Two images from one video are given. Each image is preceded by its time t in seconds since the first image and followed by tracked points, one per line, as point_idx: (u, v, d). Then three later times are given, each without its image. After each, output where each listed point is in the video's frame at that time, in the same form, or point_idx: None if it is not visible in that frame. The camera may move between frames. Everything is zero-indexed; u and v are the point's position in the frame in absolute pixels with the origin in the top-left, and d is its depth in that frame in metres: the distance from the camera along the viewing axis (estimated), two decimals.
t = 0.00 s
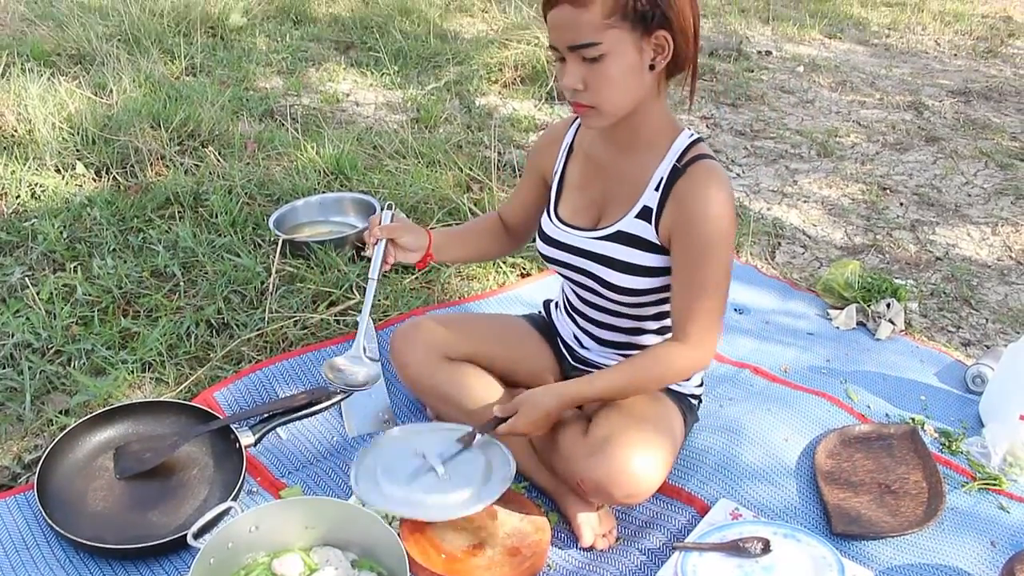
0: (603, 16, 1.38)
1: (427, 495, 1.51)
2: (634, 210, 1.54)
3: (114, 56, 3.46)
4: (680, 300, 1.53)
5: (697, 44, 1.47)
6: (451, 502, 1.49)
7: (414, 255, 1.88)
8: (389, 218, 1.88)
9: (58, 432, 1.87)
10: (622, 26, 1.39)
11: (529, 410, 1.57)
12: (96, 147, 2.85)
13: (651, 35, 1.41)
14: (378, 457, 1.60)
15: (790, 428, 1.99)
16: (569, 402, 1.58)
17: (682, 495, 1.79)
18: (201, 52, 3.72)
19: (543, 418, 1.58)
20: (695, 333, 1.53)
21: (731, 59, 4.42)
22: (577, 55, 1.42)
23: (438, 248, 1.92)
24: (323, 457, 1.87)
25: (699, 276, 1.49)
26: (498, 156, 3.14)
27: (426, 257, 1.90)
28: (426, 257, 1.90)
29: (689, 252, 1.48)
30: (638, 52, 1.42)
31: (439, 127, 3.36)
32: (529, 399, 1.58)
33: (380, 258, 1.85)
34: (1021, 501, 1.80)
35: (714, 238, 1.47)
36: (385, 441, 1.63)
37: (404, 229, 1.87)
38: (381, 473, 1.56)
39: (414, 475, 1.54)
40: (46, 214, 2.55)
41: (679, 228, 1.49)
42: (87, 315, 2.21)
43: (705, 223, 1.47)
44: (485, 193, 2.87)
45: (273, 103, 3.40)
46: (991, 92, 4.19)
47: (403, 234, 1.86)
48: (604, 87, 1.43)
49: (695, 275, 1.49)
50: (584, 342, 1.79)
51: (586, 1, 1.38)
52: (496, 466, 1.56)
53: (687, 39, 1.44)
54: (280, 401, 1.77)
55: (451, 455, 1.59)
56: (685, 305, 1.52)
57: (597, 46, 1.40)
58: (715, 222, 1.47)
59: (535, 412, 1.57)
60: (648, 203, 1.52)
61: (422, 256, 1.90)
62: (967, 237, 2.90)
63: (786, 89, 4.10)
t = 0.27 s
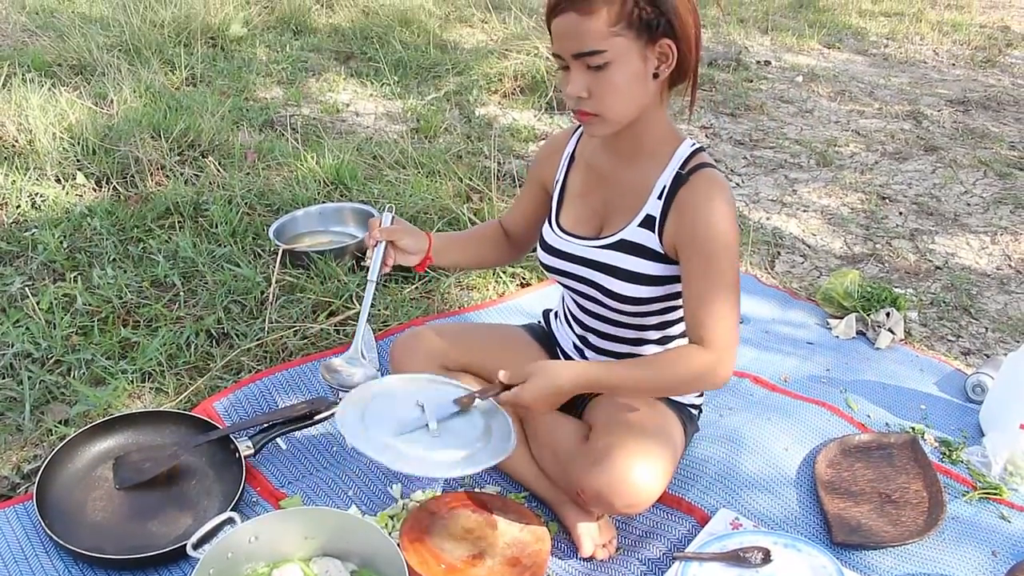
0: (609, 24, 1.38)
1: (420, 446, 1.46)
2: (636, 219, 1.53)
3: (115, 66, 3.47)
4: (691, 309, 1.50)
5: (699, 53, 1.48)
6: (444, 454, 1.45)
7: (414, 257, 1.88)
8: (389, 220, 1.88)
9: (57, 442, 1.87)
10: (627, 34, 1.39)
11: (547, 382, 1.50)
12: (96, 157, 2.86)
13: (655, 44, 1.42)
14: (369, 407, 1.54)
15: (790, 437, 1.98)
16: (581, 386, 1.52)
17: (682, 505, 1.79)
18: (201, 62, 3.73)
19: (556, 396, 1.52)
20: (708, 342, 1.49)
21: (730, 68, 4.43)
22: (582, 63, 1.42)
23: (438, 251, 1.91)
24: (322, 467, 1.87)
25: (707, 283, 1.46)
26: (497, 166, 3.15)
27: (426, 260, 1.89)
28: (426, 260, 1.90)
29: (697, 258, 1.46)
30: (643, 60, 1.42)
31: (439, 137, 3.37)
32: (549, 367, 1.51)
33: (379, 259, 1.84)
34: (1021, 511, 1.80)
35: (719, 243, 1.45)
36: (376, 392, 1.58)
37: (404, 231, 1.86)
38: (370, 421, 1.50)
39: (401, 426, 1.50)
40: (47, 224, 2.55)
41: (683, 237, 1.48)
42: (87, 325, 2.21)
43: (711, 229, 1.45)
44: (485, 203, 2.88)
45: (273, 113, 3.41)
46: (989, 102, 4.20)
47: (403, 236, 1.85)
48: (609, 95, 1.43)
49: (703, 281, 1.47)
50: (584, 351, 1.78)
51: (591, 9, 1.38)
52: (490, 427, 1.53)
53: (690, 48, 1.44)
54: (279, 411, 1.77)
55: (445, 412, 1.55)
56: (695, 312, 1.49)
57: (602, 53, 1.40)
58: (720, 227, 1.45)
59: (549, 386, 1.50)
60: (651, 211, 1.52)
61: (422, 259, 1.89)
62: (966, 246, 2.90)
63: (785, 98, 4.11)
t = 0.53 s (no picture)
0: (596, 24, 1.37)
1: (402, 526, 1.17)
2: (629, 224, 1.52)
3: (115, 70, 3.48)
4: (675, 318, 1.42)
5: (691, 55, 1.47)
6: (434, 531, 1.17)
7: (416, 263, 1.88)
8: (393, 226, 1.88)
9: (57, 446, 1.87)
10: (616, 34, 1.38)
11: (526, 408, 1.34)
12: (97, 161, 2.86)
13: (645, 44, 1.41)
14: (335, 480, 1.26)
15: (790, 441, 1.98)
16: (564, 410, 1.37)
17: (682, 508, 1.78)
18: (202, 66, 3.74)
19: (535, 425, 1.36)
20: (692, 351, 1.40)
21: (729, 72, 4.44)
22: (571, 65, 1.42)
23: (441, 257, 1.91)
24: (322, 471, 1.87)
25: (691, 287, 1.41)
26: (497, 170, 3.15)
27: (430, 266, 1.90)
28: (429, 266, 1.90)
29: (684, 262, 1.42)
30: (631, 60, 1.41)
31: (439, 140, 3.37)
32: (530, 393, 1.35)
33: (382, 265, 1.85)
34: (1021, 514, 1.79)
35: (707, 247, 1.41)
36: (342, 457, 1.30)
37: (407, 237, 1.87)
38: (339, 500, 1.22)
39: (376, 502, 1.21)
40: (46, 228, 2.56)
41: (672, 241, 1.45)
42: (87, 328, 2.21)
43: (701, 232, 1.41)
44: (484, 207, 2.88)
45: (273, 117, 3.41)
46: (989, 106, 4.20)
47: (407, 241, 1.86)
48: (598, 95, 1.42)
49: (687, 285, 1.41)
50: (583, 356, 1.78)
51: (579, 10, 1.38)
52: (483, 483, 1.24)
53: (681, 50, 1.43)
54: (279, 415, 1.76)
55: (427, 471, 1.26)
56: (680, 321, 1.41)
57: (591, 54, 1.39)
58: (711, 232, 1.41)
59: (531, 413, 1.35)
60: (642, 216, 1.50)
61: (426, 264, 1.90)
62: (966, 249, 2.90)
63: (785, 102, 4.12)
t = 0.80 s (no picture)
0: (582, 27, 1.36)
1: (357, 574, 1.16)
2: (618, 232, 1.52)
3: (115, 73, 3.48)
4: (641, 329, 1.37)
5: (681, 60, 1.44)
6: None
7: (415, 271, 1.88)
8: (390, 233, 1.87)
9: (57, 449, 1.87)
10: (602, 37, 1.36)
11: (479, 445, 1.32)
12: (97, 164, 2.86)
13: (631, 47, 1.39)
14: (289, 516, 1.22)
15: (790, 443, 1.98)
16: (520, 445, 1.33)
17: (682, 511, 1.78)
18: (202, 69, 3.74)
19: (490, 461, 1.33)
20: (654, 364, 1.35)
21: (729, 75, 4.44)
22: (558, 68, 1.40)
23: (439, 264, 1.91)
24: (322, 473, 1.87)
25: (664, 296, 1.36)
26: (497, 173, 3.15)
27: (427, 273, 1.89)
28: (427, 273, 1.90)
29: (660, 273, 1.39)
30: (618, 64, 1.39)
31: (439, 143, 3.38)
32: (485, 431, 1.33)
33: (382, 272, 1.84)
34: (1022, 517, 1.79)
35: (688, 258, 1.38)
36: (297, 488, 1.27)
37: (406, 245, 1.86)
38: (292, 540, 1.19)
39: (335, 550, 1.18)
40: (47, 230, 2.56)
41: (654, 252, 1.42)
42: (87, 331, 2.21)
43: (683, 243, 1.39)
44: (484, 210, 2.88)
45: (273, 120, 3.41)
46: (988, 108, 4.20)
47: (406, 250, 1.85)
48: (584, 99, 1.40)
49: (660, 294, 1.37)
50: (580, 361, 1.78)
51: (565, 13, 1.36)
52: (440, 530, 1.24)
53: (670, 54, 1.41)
54: (279, 418, 1.78)
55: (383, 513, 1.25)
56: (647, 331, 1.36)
57: (576, 58, 1.37)
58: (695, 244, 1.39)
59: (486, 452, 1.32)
60: (630, 224, 1.49)
61: (422, 272, 1.89)
62: (966, 252, 2.90)
63: (784, 105, 4.12)
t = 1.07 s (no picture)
0: (569, 33, 1.36)
1: None
2: (605, 241, 1.52)
3: (115, 74, 3.48)
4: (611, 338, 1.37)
5: (670, 68, 1.43)
6: None
7: (412, 274, 1.87)
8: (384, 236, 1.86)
9: (57, 451, 1.87)
10: (588, 43, 1.36)
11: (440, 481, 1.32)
12: (97, 166, 2.86)
13: (619, 54, 1.38)
14: (254, 550, 1.22)
15: (790, 445, 1.98)
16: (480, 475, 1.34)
17: (682, 513, 1.78)
18: (202, 71, 3.74)
19: (455, 493, 1.33)
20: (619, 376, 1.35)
21: (728, 77, 4.44)
22: (545, 74, 1.40)
23: (435, 268, 1.91)
24: (322, 475, 1.87)
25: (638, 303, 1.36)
26: (497, 174, 3.15)
27: (420, 278, 1.89)
28: (423, 277, 1.89)
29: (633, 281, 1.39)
30: (606, 71, 1.39)
31: (439, 145, 3.38)
32: (445, 464, 1.33)
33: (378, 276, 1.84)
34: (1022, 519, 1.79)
35: (661, 268, 1.38)
36: (262, 528, 1.26)
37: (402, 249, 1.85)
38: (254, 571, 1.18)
39: None
40: (47, 232, 2.56)
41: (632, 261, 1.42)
42: (87, 333, 2.21)
43: (660, 253, 1.39)
44: (484, 211, 2.88)
45: (273, 122, 3.41)
46: (988, 110, 4.21)
47: (402, 254, 1.85)
48: (571, 106, 1.40)
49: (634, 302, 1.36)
50: (577, 366, 1.78)
51: (552, 19, 1.36)
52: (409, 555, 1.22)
53: (658, 62, 1.40)
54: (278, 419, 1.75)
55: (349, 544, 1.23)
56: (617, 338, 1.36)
57: (563, 64, 1.37)
58: (674, 258, 1.38)
59: (447, 486, 1.32)
60: (617, 233, 1.50)
61: (416, 276, 1.88)
62: (966, 254, 2.90)
63: (784, 106, 4.12)
